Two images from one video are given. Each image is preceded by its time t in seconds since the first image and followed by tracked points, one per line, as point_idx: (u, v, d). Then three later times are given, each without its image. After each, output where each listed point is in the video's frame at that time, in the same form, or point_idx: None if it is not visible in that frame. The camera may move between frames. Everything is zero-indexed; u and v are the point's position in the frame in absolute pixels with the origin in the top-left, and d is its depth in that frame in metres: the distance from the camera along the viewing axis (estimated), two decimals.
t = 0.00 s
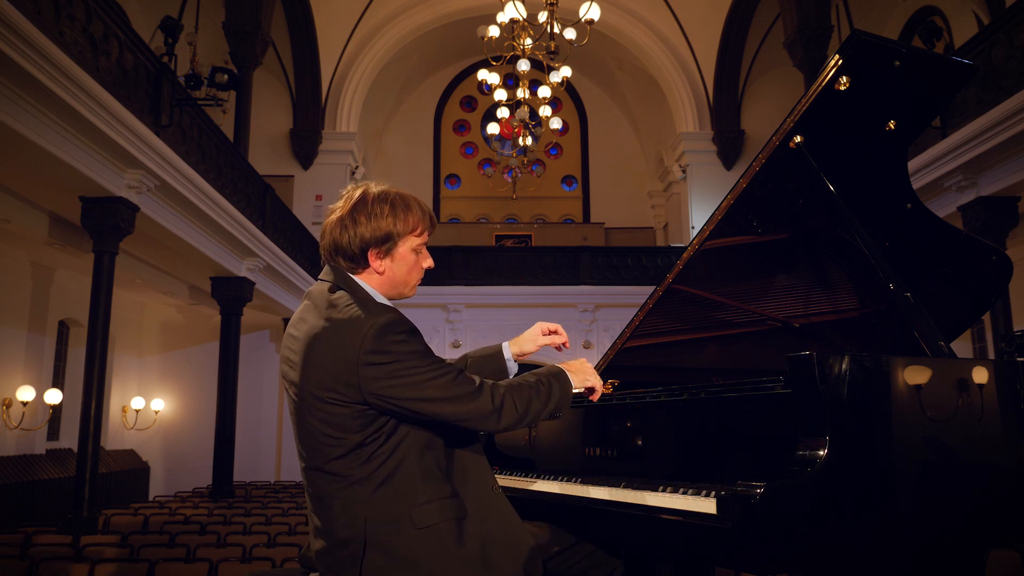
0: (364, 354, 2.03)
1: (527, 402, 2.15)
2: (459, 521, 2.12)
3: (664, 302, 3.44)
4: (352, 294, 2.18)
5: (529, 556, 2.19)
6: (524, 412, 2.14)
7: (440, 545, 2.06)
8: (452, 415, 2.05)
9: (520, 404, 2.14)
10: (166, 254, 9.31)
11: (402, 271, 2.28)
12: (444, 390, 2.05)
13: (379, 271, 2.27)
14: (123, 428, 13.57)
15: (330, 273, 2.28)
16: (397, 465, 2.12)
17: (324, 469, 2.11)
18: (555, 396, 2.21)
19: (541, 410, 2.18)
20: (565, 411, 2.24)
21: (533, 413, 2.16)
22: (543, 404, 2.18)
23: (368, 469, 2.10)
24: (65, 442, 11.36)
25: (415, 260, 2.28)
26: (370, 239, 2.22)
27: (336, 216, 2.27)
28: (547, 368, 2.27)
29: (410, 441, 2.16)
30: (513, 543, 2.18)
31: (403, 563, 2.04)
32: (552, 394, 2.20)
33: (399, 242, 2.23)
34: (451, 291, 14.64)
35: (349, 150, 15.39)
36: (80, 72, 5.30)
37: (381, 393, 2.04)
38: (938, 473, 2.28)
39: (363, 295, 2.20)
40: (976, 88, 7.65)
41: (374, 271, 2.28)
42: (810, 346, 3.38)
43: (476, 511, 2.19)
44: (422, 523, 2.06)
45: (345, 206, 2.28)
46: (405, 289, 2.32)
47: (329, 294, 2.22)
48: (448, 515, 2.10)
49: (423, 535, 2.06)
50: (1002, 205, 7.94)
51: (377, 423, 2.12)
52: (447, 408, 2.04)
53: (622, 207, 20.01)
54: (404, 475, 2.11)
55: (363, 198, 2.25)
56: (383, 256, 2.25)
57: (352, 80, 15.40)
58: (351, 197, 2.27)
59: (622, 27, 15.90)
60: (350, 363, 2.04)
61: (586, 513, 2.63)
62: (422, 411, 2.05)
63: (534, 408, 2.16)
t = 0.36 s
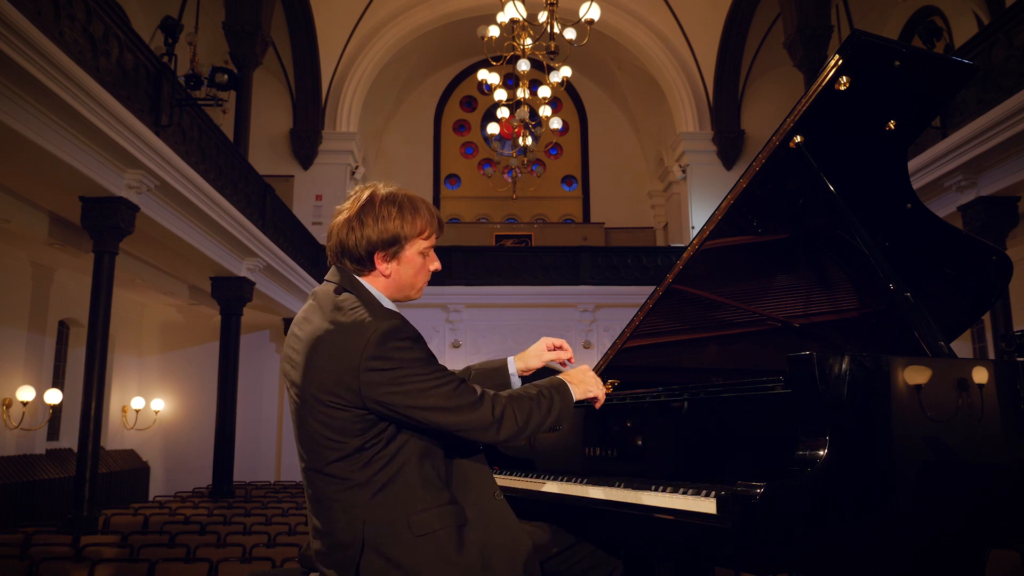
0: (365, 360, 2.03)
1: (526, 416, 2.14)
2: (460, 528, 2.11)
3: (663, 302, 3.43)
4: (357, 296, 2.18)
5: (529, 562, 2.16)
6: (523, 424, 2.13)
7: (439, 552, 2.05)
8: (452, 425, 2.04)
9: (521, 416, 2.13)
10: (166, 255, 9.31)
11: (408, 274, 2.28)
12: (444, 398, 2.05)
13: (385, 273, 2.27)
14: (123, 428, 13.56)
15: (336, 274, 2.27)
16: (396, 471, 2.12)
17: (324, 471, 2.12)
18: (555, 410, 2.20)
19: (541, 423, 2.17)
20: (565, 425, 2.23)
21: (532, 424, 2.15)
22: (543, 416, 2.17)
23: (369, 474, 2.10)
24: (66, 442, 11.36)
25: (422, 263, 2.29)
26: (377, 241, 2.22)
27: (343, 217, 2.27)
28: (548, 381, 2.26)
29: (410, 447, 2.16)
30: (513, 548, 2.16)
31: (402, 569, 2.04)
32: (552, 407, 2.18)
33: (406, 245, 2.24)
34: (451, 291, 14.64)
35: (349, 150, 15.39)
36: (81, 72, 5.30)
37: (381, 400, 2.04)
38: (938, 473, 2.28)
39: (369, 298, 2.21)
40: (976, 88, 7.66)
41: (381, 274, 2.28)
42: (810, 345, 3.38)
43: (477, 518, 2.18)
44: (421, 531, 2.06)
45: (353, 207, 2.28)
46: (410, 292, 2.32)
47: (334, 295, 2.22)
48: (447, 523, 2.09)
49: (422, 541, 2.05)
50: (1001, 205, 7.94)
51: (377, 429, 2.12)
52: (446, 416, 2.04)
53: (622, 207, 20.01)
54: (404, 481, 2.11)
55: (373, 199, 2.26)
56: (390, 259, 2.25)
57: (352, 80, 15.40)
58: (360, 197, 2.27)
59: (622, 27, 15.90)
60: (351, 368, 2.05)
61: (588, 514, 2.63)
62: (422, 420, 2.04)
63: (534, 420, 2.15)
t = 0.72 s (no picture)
0: (367, 362, 2.03)
1: (528, 426, 2.15)
2: (460, 533, 2.11)
3: (663, 303, 3.42)
4: (364, 297, 2.19)
5: (530, 564, 2.15)
6: (524, 433, 2.14)
7: (437, 556, 2.05)
8: (452, 431, 2.05)
9: (521, 426, 2.14)
10: (166, 254, 9.31)
11: (415, 276, 2.28)
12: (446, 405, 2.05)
13: (391, 275, 2.27)
14: (123, 428, 13.56)
15: (343, 275, 2.28)
16: (397, 474, 2.12)
17: (324, 472, 2.12)
18: (555, 422, 2.21)
19: (541, 433, 2.18)
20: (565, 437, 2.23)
21: (533, 435, 2.16)
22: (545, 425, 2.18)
23: (369, 476, 2.11)
24: (66, 441, 11.36)
25: (429, 265, 2.29)
26: (384, 243, 2.22)
27: (351, 217, 2.27)
28: (549, 391, 2.27)
29: (410, 451, 2.16)
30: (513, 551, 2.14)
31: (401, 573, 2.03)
32: (553, 417, 2.20)
33: (413, 247, 2.23)
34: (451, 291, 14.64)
35: (349, 150, 15.38)
36: (81, 73, 5.31)
37: (383, 402, 2.03)
38: (937, 473, 2.28)
39: (375, 300, 2.21)
40: (976, 88, 7.66)
41: (387, 276, 2.28)
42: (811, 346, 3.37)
43: (477, 523, 2.17)
44: (421, 535, 2.05)
45: (361, 207, 2.27)
46: (416, 294, 2.33)
47: (341, 296, 2.23)
48: (447, 528, 2.09)
49: (421, 546, 2.04)
50: (1001, 205, 7.94)
51: (378, 432, 2.13)
52: (448, 423, 2.04)
53: (622, 207, 20.02)
54: (404, 484, 2.11)
55: (381, 200, 2.25)
56: (397, 261, 2.25)
57: (352, 80, 15.40)
58: (369, 198, 2.27)
59: (622, 27, 15.90)
60: (353, 370, 2.04)
61: (588, 515, 2.62)
62: (422, 425, 2.04)
63: (535, 430, 2.16)
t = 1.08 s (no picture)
0: (369, 364, 2.03)
1: (528, 434, 2.16)
2: (461, 535, 2.10)
3: (662, 303, 3.42)
4: (370, 297, 2.20)
5: (530, 565, 2.15)
6: (524, 440, 2.14)
7: (437, 558, 2.05)
8: (452, 436, 2.05)
9: (521, 433, 2.15)
10: (167, 254, 9.31)
11: (421, 278, 2.28)
12: (449, 409, 2.05)
13: (397, 277, 2.27)
14: (123, 428, 13.56)
15: (349, 275, 2.28)
16: (398, 476, 2.12)
17: (325, 471, 2.12)
18: (555, 432, 2.22)
19: (541, 441, 2.18)
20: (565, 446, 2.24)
21: (533, 443, 2.16)
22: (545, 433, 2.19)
23: (371, 477, 2.11)
24: (65, 441, 11.36)
25: (435, 268, 2.29)
26: (391, 244, 2.22)
27: (360, 218, 2.27)
28: (551, 401, 2.28)
29: (411, 453, 2.16)
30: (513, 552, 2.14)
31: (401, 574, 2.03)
32: (553, 425, 2.21)
33: (420, 249, 2.24)
34: (451, 291, 14.65)
35: (349, 150, 15.38)
36: (81, 73, 5.31)
37: (384, 403, 2.04)
38: (937, 473, 2.28)
39: (381, 301, 2.21)
40: (976, 88, 7.66)
41: (394, 277, 2.28)
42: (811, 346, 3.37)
43: (477, 525, 2.17)
44: (421, 538, 2.05)
45: (370, 208, 2.28)
46: (422, 296, 2.32)
47: (347, 296, 2.23)
48: (447, 530, 2.09)
49: (421, 548, 2.05)
50: (1001, 205, 7.94)
51: (380, 434, 2.13)
52: (450, 427, 2.05)
53: (622, 207, 20.02)
54: (405, 486, 2.11)
55: (390, 202, 2.25)
56: (404, 262, 2.25)
57: (352, 80, 15.40)
58: (378, 199, 2.27)
59: (622, 27, 15.89)
60: (356, 370, 2.04)
61: (588, 515, 2.63)
62: (424, 428, 2.04)
63: (535, 438, 2.16)
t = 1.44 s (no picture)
0: (372, 364, 2.03)
1: (528, 441, 2.16)
2: (461, 537, 2.10)
3: (662, 303, 3.43)
4: (376, 297, 2.20)
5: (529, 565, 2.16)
6: (525, 446, 2.14)
7: (438, 559, 2.05)
8: (453, 439, 2.05)
9: (521, 439, 2.14)
10: (167, 254, 9.31)
11: (427, 280, 2.28)
12: (452, 412, 2.05)
13: (404, 278, 2.27)
14: (124, 428, 13.56)
15: (356, 274, 2.28)
16: (398, 477, 2.11)
17: (326, 470, 2.12)
18: (556, 439, 2.22)
19: (541, 448, 2.18)
20: (565, 453, 2.24)
21: (533, 450, 2.16)
22: (545, 439, 2.19)
23: (373, 476, 2.10)
24: (65, 441, 11.37)
25: (442, 270, 2.28)
26: (399, 246, 2.22)
27: (368, 217, 2.27)
28: (552, 409, 2.28)
29: (412, 454, 2.16)
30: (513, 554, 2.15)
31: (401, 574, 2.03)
32: (554, 433, 2.21)
33: (427, 251, 2.23)
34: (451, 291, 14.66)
35: (349, 150, 15.39)
36: (81, 73, 5.31)
37: (385, 404, 2.04)
38: (937, 474, 2.28)
39: (386, 301, 2.22)
40: (976, 88, 7.66)
41: (400, 278, 2.28)
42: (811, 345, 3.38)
43: (477, 527, 2.17)
44: (422, 540, 2.05)
45: (378, 208, 2.28)
46: (428, 298, 2.32)
47: (353, 295, 2.23)
48: (448, 532, 2.08)
49: (421, 550, 2.05)
50: (1001, 205, 7.94)
51: (381, 434, 2.12)
52: (451, 430, 2.05)
53: (622, 207, 20.02)
54: (406, 486, 2.11)
55: (399, 202, 2.25)
56: (411, 264, 2.25)
57: (352, 80, 15.40)
58: (386, 200, 2.27)
59: (622, 27, 15.89)
60: (359, 370, 2.04)
61: (587, 515, 2.63)
62: (426, 430, 2.04)
63: (534, 445, 2.16)
